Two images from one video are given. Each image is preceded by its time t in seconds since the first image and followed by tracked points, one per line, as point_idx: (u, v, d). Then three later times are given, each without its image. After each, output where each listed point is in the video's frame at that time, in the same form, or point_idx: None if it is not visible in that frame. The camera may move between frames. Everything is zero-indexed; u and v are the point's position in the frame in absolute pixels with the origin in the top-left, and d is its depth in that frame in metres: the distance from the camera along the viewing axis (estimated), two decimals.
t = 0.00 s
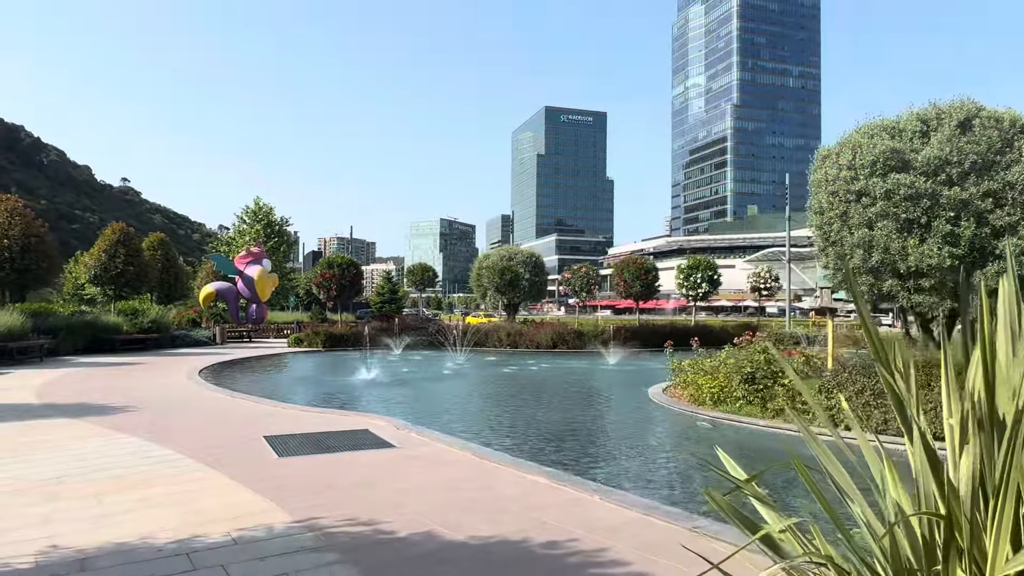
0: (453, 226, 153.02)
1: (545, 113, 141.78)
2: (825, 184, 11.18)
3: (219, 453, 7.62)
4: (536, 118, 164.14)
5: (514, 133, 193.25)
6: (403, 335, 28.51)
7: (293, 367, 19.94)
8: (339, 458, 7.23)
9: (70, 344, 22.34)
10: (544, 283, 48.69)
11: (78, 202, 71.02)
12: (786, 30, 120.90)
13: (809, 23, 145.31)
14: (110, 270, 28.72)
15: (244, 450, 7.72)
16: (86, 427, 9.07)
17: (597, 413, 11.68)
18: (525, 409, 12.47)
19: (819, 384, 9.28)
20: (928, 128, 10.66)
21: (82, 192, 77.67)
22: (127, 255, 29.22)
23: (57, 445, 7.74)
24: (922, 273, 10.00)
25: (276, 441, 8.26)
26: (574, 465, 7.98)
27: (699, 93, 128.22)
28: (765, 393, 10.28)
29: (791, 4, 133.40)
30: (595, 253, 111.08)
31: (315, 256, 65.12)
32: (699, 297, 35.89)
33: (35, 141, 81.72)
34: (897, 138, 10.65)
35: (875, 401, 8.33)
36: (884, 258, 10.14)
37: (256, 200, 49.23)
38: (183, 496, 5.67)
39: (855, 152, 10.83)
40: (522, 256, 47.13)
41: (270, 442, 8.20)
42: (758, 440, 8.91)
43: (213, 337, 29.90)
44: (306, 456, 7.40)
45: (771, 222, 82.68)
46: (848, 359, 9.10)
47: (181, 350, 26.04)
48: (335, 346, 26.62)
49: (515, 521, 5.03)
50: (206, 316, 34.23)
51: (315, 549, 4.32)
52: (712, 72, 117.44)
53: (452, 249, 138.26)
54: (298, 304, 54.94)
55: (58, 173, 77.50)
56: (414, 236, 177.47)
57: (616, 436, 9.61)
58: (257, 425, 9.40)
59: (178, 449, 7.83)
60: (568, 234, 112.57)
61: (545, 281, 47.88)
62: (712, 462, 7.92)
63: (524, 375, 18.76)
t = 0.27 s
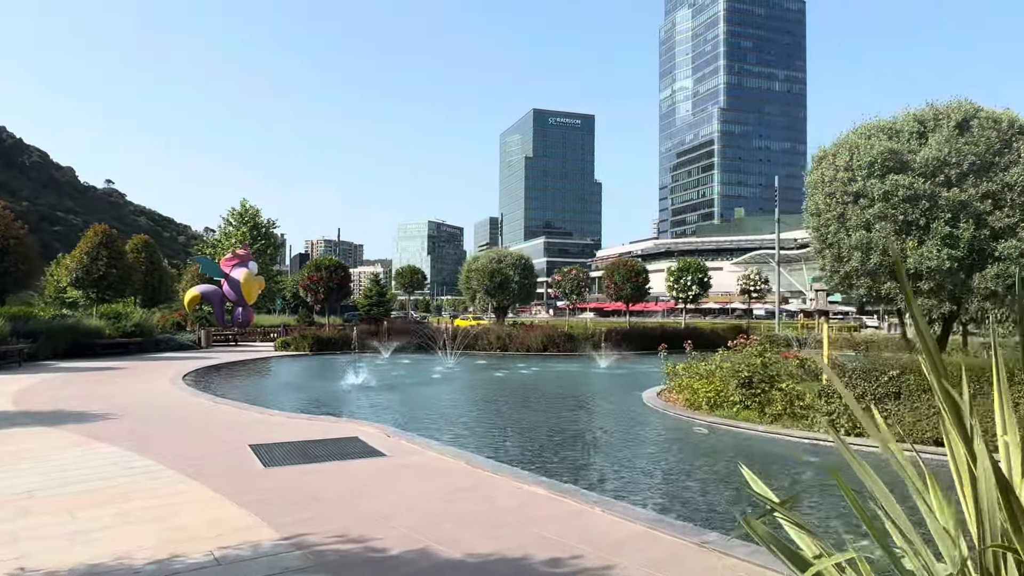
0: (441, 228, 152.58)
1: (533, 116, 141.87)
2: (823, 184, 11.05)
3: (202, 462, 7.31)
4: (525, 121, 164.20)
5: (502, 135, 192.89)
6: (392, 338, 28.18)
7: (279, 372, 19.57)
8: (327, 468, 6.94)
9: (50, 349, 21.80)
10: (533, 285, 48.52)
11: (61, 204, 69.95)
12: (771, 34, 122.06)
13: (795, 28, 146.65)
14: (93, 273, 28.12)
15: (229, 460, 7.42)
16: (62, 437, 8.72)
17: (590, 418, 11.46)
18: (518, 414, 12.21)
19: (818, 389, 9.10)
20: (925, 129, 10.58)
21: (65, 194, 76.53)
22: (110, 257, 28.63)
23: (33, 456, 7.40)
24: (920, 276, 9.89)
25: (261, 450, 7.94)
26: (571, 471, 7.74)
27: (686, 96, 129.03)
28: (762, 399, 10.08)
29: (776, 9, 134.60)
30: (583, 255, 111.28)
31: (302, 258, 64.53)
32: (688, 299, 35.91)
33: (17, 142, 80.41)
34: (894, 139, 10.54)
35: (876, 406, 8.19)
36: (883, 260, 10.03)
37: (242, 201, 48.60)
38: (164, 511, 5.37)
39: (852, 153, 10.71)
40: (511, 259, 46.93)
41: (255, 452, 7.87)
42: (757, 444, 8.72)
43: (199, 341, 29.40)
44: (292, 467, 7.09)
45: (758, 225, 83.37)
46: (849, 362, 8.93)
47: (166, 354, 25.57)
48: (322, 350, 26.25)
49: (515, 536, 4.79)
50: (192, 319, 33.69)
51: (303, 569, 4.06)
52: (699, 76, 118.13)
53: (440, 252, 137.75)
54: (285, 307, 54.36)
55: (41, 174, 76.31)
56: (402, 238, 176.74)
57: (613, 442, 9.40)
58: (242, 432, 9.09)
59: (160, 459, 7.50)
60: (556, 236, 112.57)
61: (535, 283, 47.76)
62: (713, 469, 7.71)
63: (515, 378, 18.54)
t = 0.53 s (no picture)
0: (427, 232, 151.98)
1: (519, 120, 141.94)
2: (816, 186, 10.95)
3: (181, 472, 7.00)
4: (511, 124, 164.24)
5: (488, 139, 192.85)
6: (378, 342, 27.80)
7: (263, 376, 19.17)
8: (312, 478, 6.65)
9: (25, 354, 21.19)
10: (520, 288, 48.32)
11: (40, 206, 68.65)
12: (754, 40, 123.27)
13: (777, 34, 148.24)
14: (70, 276, 27.43)
15: (209, 469, 7.11)
16: (34, 446, 8.35)
17: (582, 423, 11.25)
18: (507, 419, 11.96)
19: (814, 393, 8.94)
20: (918, 129, 10.55)
21: (44, 196, 75.17)
22: (88, 260, 27.94)
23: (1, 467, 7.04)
24: (915, 277, 9.80)
25: (243, 458, 7.63)
26: (564, 477, 7.51)
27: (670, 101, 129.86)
28: (757, 403, 9.92)
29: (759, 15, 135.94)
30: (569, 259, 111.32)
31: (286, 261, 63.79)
32: (676, 303, 35.91)
33: None
34: (888, 139, 10.48)
35: (874, 410, 8.07)
36: (877, 261, 9.94)
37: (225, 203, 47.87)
38: (140, 525, 5.07)
39: (845, 154, 10.63)
40: (498, 262, 46.67)
41: (237, 461, 7.55)
42: (753, 448, 8.55)
43: (180, 346, 28.83)
44: (275, 476, 6.79)
45: (743, 228, 83.91)
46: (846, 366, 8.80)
47: (147, 359, 25.01)
48: (307, 354, 25.83)
49: (511, 549, 4.55)
50: (173, 323, 33.05)
51: None
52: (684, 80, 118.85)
53: (426, 255, 137.16)
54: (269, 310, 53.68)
55: (18, 176, 74.89)
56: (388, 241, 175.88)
57: (606, 447, 9.19)
58: (223, 440, 8.76)
59: (137, 468, 7.17)
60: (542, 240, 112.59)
61: (522, 287, 47.56)
62: (710, 475, 7.53)
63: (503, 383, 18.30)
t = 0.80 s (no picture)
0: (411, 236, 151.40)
1: (504, 124, 142.16)
2: (808, 191, 10.90)
3: (158, 487, 6.67)
4: (496, 129, 164.44)
5: (473, 144, 192.82)
6: (362, 348, 27.40)
7: (245, 384, 18.75)
8: (293, 493, 6.35)
9: None
10: (506, 293, 48.10)
11: (17, 210, 67.39)
12: (736, 47, 124.57)
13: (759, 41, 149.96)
14: (46, 281, 26.74)
15: (185, 485, 6.78)
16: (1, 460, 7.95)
17: (573, 432, 11.03)
18: (497, 428, 11.72)
19: (809, 400, 8.79)
20: (911, 133, 10.51)
21: (22, 199, 73.84)
22: (65, 264, 27.25)
23: None
24: (910, 283, 9.72)
25: (221, 473, 7.30)
26: (558, 491, 7.27)
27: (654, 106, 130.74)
28: (750, 411, 9.75)
29: (741, 22, 137.45)
30: (554, 263, 111.39)
31: (269, 266, 63.27)
32: (662, 308, 35.93)
33: None
34: (880, 143, 10.45)
35: (872, 418, 7.90)
36: (871, 267, 9.86)
37: (207, 207, 47.15)
38: (108, 550, 4.75)
39: (838, 158, 10.57)
40: (484, 266, 46.36)
41: (216, 476, 7.22)
42: (749, 458, 8.37)
43: (159, 352, 28.21)
44: (256, 492, 6.47)
45: (726, 233, 84.49)
46: (841, 372, 8.65)
47: (125, 366, 24.41)
48: (289, 360, 25.40)
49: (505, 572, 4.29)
50: (152, 330, 32.38)
51: None
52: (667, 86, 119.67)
53: (411, 260, 136.51)
54: (251, 315, 52.99)
55: None
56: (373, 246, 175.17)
57: (600, 457, 8.99)
58: (201, 452, 8.41)
59: (109, 485, 6.81)
60: (527, 245, 112.59)
61: (508, 291, 47.37)
62: (707, 487, 7.34)
63: (490, 390, 18.06)
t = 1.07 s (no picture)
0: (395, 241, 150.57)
1: (488, 129, 142.16)
2: (802, 193, 10.81)
3: (133, 502, 6.30)
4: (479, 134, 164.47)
5: (457, 148, 192.54)
6: (345, 354, 26.96)
7: (225, 391, 18.26)
8: (278, 508, 6.03)
9: None
10: (491, 298, 47.83)
11: None
12: (718, 53, 125.85)
13: (740, 48, 151.70)
14: (19, 284, 25.95)
15: (162, 499, 6.41)
16: None
17: (564, 439, 10.79)
18: (486, 436, 11.44)
19: (806, 406, 8.64)
20: (904, 136, 10.48)
21: None
22: (39, 268, 26.49)
23: None
24: (904, 286, 9.64)
25: (200, 486, 6.95)
26: (553, 502, 7.02)
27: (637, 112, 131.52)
28: (745, 417, 9.57)
29: (722, 29, 138.97)
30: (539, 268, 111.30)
31: (250, 270, 62.41)
32: (648, 312, 35.96)
33: None
34: (874, 145, 10.39)
35: (870, 424, 7.76)
36: (866, 270, 9.78)
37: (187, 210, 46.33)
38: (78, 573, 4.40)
39: (832, 160, 10.47)
40: (469, 271, 46.07)
41: (194, 489, 6.86)
42: (746, 466, 8.18)
43: (137, 358, 27.50)
44: (237, 507, 6.13)
45: (710, 238, 85.10)
46: (838, 377, 8.51)
47: (101, 372, 23.73)
48: (271, 366, 24.88)
49: None
50: (130, 335, 31.61)
51: None
52: (651, 92, 120.49)
53: (394, 264, 135.59)
54: (232, 321, 52.13)
55: None
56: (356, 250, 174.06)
57: (594, 466, 8.75)
58: (179, 464, 8.04)
59: (80, 500, 6.42)
60: (512, 249, 112.47)
61: (493, 296, 47.11)
62: (706, 496, 7.13)
63: (477, 396, 17.78)
